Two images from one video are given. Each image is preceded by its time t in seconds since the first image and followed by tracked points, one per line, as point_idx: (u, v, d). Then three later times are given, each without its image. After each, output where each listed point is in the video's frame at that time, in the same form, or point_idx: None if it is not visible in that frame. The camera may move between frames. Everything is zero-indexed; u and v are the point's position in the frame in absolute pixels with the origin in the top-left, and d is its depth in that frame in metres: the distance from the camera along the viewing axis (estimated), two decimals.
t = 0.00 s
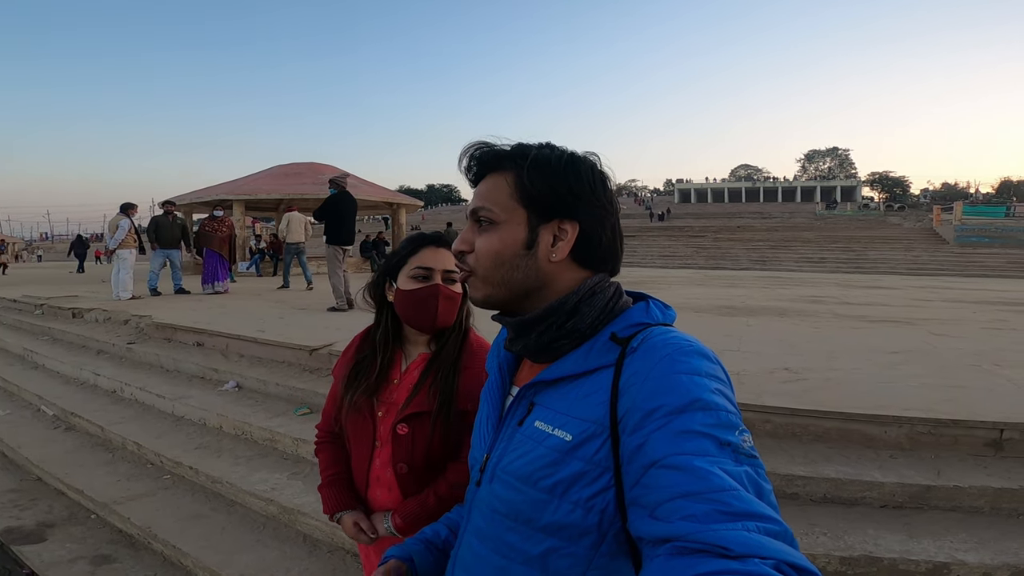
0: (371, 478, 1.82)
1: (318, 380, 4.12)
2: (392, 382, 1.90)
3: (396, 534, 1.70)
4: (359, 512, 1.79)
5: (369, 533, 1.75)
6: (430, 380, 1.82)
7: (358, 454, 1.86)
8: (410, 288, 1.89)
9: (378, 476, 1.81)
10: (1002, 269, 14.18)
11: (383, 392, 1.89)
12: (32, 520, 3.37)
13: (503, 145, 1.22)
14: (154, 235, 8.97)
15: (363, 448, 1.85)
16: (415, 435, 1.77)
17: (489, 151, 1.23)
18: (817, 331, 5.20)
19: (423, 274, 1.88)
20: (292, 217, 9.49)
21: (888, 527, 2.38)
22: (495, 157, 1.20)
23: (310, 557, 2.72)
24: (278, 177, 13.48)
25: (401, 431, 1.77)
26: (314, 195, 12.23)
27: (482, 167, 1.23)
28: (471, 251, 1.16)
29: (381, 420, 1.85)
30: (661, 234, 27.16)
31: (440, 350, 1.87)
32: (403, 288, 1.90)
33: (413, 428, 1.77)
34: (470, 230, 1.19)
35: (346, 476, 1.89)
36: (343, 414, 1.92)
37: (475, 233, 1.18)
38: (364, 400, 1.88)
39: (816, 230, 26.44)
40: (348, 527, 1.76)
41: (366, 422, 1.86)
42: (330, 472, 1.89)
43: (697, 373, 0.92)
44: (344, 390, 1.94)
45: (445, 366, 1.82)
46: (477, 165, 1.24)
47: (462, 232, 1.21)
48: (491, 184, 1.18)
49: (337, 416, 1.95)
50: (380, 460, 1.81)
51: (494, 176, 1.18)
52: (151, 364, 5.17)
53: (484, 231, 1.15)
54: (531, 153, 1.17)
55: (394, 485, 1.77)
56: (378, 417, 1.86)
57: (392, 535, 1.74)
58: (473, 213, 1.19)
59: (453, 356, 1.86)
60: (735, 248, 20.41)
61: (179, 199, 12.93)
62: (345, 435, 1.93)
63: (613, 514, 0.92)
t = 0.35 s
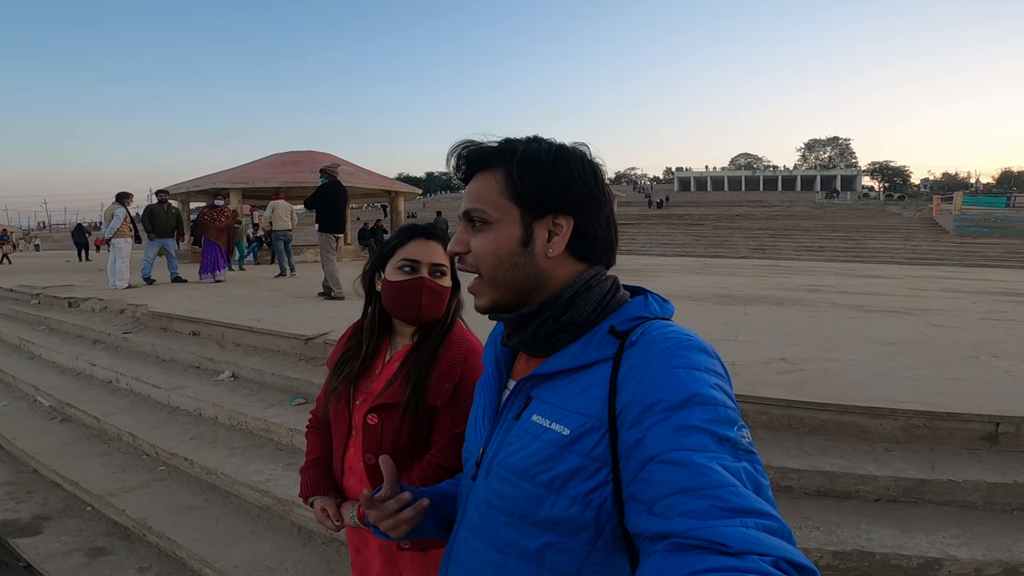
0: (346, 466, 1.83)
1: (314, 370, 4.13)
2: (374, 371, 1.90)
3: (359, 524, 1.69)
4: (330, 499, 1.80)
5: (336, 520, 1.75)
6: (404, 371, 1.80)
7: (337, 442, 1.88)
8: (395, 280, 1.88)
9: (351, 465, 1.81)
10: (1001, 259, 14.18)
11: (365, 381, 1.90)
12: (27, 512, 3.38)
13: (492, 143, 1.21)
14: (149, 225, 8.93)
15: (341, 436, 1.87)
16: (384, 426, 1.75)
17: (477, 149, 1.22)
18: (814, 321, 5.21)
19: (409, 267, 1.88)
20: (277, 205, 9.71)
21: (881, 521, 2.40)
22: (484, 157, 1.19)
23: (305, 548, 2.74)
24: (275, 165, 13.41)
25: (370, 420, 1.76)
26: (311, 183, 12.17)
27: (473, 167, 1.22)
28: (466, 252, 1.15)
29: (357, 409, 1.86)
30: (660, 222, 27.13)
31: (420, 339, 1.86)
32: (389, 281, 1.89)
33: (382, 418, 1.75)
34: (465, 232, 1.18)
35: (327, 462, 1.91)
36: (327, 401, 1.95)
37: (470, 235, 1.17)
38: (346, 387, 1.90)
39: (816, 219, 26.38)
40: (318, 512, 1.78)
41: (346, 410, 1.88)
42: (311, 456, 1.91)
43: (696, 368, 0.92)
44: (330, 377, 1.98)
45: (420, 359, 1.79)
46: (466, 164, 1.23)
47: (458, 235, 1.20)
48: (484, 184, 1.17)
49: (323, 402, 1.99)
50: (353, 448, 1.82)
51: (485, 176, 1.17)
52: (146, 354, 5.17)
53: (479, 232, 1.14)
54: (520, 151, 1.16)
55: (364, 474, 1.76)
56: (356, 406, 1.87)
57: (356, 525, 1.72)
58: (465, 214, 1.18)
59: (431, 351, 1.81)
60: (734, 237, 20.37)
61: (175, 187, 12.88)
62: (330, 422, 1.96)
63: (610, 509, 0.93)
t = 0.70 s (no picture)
0: (345, 467, 1.83)
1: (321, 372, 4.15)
2: (375, 373, 1.91)
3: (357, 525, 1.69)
4: (328, 499, 1.81)
5: (334, 521, 1.75)
6: (405, 373, 1.80)
7: (337, 443, 1.88)
8: (397, 282, 1.90)
9: (351, 466, 1.81)
10: (1013, 259, 14.03)
11: (366, 382, 1.90)
12: (36, 513, 3.42)
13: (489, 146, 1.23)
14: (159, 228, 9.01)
15: (341, 437, 1.87)
16: (384, 428, 1.75)
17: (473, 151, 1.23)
18: (823, 323, 5.17)
19: (410, 269, 1.88)
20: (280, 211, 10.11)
21: (889, 524, 2.37)
22: (480, 159, 1.21)
23: (309, 551, 2.75)
24: (284, 168, 13.49)
25: (371, 422, 1.76)
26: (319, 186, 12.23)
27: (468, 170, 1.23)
28: (461, 252, 1.16)
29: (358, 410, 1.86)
30: (668, 224, 27.03)
31: (422, 341, 1.86)
32: (391, 283, 1.90)
33: (383, 419, 1.75)
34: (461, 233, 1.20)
35: (327, 463, 1.92)
36: (328, 402, 1.96)
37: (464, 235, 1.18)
38: (347, 388, 1.91)
39: (826, 220, 26.21)
40: (316, 513, 1.78)
41: (346, 411, 1.88)
42: (312, 456, 1.92)
43: (684, 367, 0.92)
44: (332, 378, 1.99)
45: (421, 361, 1.79)
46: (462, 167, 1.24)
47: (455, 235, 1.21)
48: (478, 186, 1.18)
49: (324, 404, 2.00)
50: (353, 450, 1.82)
51: (480, 178, 1.19)
52: (155, 357, 5.22)
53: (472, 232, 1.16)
54: (517, 149, 1.17)
55: (364, 476, 1.76)
56: (356, 408, 1.87)
57: (355, 526, 1.73)
58: (461, 215, 1.19)
59: (432, 352, 1.82)
60: (742, 238, 20.28)
61: (185, 191, 12.99)
62: (330, 423, 1.97)
63: (602, 509, 0.92)
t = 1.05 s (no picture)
0: (350, 475, 1.81)
1: (315, 377, 4.12)
2: (379, 379, 1.89)
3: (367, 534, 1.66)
4: (334, 508, 1.79)
5: (341, 530, 1.72)
6: (413, 378, 1.79)
7: (341, 451, 1.85)
8: (403, 286, 1.89)
9: (357, 473, 1.78)
10: (1006, 275, 14.13)
11: (371, 389, 1.88)
12: (20, 516, 3.37)
13: (540, 138, 1.16)
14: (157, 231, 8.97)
15: (345, 445, 1.84)
16: (392, 434, 1.73)
17: (534, 141, 1.15)
18: (819, 336, 5.17)
19: (417, 274, 1.89)
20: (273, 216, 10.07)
21: (888, 536, 2.37)
22: (540, 151, 1.14)
23: (299, 558, 2.72)
24: (282, 173, 13.49)
25: (379, 428, 1.74)
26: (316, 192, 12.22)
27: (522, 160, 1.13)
28: (536, 247, 1.07)
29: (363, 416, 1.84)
30: (664, 236, 27.12)
31: (428, 346, 1.86)
32: (396, 287, 1.90)
33: (391, 425, 1.74)
34: (522, 230, 1.09)
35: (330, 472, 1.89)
36: (330, 410, 1.93)
37: (529, 232, 1.09)
38: (351, 395, 1.88)
39: (821, 234, 26.36)
40: (321, 523, 1.74)
41: (350, 418, 1.85)
42: (313, 466, 1.90)
43: (687, 370, 0.92)
44: (334, 385, 1.96)
45: (429, 365, 1.79)
46: (520, 151, 1.14)
47: (511, 231, 1.09)
48: (545, 181, 1.11)
49: (325, 411, 1.97)
50: (358, 457, 1.80)
51: (546, 173, 1.12)
52: (147, 359, 5.18)
53: (546, 230, 1.09)
54: (570, 154, 1.17)
55: (371, 483, 1.74)
56: (361, 414, 1.85)
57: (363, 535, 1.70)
58: (528, 206, 1.10)
59: (438, 357, 1.82)
60: (737, 251, 20.38)
61: (181, 194, 12.95)
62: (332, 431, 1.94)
63: (604, 511, 0.91)
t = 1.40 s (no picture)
0: (352, 472, 1.80)
1: (316, 379, 4.13)
2: (384, 377, 1.89)
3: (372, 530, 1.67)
4: (336, 505, 1.78)
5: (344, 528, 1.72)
6: (420, 375, 1.80)
7: (343, 447, 1.84)
8: (418, 286, 1.89)
9: (360, 470, 1.78)
10: (1014, 302, 14.01)
11: (375, 386, 1.88)
12: (11, 509, 3.36)
13: (553, 134, 1.15)
14: (167, 230, 9.03)
15: (348, 442, 1.84)
16: (399, 430, 1.74)
17: (549, 137, 1.14)
18: (822, 356, 5.14)
19: (434, 274, 1.89)
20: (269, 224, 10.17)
21: (882, 552, 2.34)
22: (552, 148, 1.13)
23: (290, 558, 2.70)
24: (292, 178, 13.60)
25: (385, 424, 1.74)
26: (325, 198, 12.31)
27: (534, 155, 1.12)
28: (543, 246, 1.06)
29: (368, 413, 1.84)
30: (671, 253, 27.10)
31: (433, 346, 1.86)
32: (411, 285, 1.90)
33: (398, 421, 1.74)
34: (530, 227, 1.08)
35: (331, 469, 1.88)
36: (332, 406, 1.92)
37: (538, 229, 1.08)
38: (354, 392, 1.87)
39: (828, 256, 26.26)
40: (324, 520, 1.74)
41: (354, 415, 1.85)
42: (312, 464, 1.89)
43: (690, 369, 0.91)
44: (337, 382, 1.95)
45: (436, 363, 1.80)
46: (534, 147, 1.12)
47: (519, 227, 1.08)
48: (555, 178, 1.10)
49: (326, 408, 1.96)
50: (362, 454, 1.79)
51: (555, 170, 1.11)
52: (150, 357, 5.20)
53: (554, 229, 1.08)
54: (582, 152, 1.16)
55: (375, 480, 1.74)
56: (366, 411, 1.85)
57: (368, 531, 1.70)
58: (536, 204, 1.09)
59: (444, 355, 1.83)
60: (744, 271, 20.32)
61: (192, 196, 13.08)
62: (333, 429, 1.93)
63: (606, 511, 0.91)
